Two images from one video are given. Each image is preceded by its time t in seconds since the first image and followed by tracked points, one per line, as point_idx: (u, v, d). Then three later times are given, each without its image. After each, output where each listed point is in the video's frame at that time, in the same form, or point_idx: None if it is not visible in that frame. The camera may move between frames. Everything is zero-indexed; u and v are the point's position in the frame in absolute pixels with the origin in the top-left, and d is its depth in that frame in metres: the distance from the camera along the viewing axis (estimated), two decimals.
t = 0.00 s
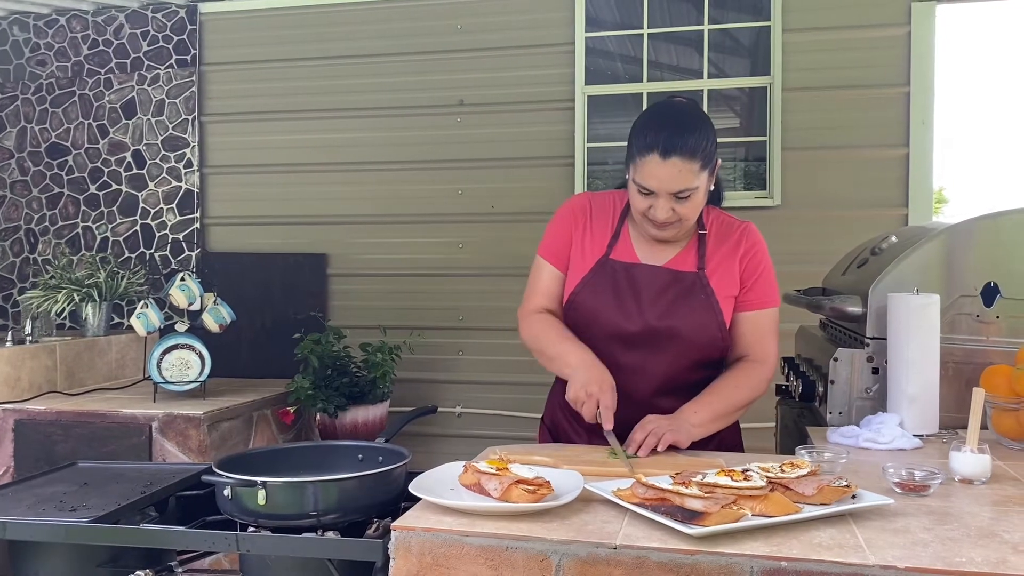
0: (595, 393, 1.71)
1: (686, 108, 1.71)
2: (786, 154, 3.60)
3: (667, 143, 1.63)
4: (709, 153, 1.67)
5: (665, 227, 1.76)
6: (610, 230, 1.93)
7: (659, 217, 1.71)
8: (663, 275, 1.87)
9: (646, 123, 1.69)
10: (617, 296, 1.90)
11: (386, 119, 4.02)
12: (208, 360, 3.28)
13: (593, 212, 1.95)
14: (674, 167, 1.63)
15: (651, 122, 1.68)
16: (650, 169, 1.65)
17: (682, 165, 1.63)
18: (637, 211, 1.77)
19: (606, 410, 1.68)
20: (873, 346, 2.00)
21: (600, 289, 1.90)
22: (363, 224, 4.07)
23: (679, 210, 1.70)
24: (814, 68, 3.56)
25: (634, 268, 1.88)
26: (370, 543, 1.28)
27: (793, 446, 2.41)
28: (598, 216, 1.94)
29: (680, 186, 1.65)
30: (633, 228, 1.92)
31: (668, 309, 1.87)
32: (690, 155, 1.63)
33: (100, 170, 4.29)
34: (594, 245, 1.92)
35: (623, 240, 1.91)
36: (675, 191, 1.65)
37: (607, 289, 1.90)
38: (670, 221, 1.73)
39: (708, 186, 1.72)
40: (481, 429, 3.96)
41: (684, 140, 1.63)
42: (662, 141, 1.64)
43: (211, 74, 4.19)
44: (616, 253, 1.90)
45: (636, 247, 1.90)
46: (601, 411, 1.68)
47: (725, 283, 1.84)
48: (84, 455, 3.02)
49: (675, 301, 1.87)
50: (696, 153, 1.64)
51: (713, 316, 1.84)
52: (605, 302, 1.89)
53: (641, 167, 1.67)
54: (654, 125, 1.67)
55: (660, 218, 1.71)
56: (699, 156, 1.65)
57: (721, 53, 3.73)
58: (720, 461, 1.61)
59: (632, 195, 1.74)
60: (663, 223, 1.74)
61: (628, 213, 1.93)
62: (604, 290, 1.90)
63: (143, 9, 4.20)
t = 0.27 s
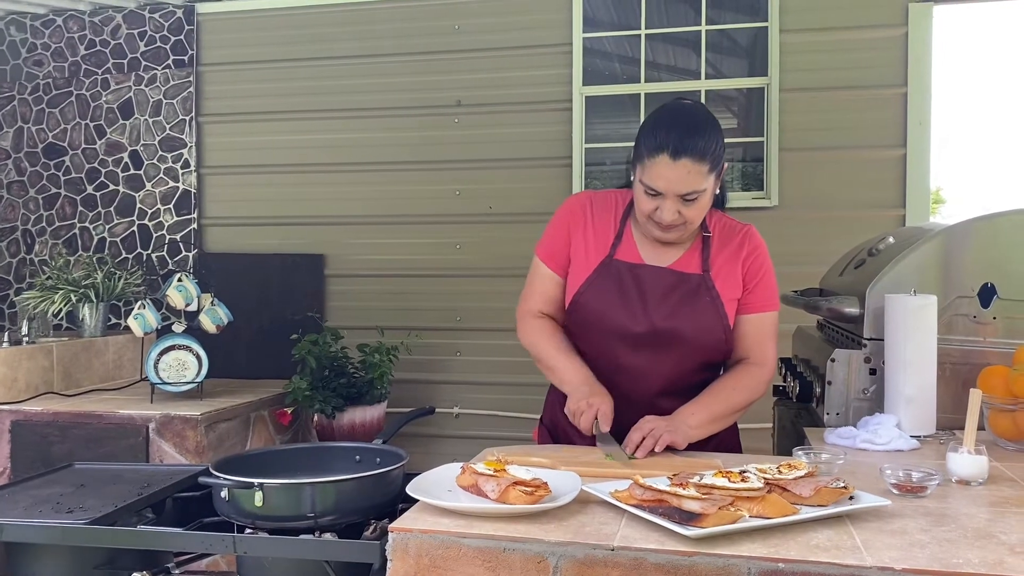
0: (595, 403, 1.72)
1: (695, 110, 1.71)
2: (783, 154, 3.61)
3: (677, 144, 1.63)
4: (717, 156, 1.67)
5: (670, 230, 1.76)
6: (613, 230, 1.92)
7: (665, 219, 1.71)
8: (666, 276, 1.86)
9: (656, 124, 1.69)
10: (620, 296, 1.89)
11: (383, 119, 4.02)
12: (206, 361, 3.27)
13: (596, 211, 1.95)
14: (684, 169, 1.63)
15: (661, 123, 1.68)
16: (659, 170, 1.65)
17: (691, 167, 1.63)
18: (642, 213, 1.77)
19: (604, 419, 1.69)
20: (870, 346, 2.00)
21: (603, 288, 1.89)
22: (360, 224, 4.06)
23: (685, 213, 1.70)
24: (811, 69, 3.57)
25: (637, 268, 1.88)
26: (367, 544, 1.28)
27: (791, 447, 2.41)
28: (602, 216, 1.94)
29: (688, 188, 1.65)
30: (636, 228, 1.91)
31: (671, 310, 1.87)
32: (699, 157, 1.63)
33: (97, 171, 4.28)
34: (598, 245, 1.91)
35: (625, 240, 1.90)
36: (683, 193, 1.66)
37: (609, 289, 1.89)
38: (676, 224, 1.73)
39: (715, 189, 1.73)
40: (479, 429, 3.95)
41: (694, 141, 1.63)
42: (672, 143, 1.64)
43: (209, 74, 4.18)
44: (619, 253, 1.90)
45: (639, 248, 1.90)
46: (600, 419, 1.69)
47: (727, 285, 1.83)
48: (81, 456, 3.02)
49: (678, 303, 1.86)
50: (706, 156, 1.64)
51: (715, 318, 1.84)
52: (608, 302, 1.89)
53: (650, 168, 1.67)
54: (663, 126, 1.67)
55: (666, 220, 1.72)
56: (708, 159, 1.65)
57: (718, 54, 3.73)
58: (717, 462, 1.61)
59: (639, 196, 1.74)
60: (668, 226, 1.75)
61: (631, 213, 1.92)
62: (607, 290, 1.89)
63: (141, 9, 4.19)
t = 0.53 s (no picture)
0: (593, 394, 1.72)
1: (697, 114, 1.71)
2: (779, 157, 3.62)
3: (678, 150, 1.64)
4: (718, 161, 1.68)
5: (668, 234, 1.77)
6: (611, 233, 1.93)
7: (664, 223, 1.72)
8: (664, 279, 1.87)
9: (657, 128, 1.69)
10: (618, 298, 1.90)
11: (381, 121, 4.03)
12: (204, 363, 3.27)
13: (595, 214, 1.95)
14: (684, 174, 1.64)
15: (663, 127, 1.68)
16: (660, 174, 1.66)
17: (692, 172, 1.64)
18: (641, 216, 1.78)
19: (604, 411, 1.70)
20: (865, 349, 2.01)
21: (601, 291, 1.90)
22: (357, 226, 4.07)
23: (684, 217, 1.71)
24: (807, 72, 3.58)
25: (635, 271, 1.88)
26: (365, 547, 1.28)
27: (787, 449, 2.41)
28: (600, 218, 1.95)
29: (688, 193, 1.66)
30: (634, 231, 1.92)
31: (669, 314, 1.87)
32: (700, 162, 1.65)
33: (94, 173, 4.28)
34: (596, 247, 1.92)
35: (624, 242, 1.91)
36: (683, 198, 1.67)
37: (607, 292, 1.90)
38: (674, 228, 1.74)
39: (714, 194, 1.74)
40: (476, 431, 3.96)
41: (696, 147, 1.64)
42: (673, 148, 1.64)
43: (206, 77, 4.19)
44: (618, 256, 1.90)
45: (637, 251, 1.90)
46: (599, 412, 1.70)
47: (725, 289, 1.84)
48: (79, 458, 3.02)
49: (675, 306, 1.87)
50: (706, 161, 1.65)
51: (713, 322, 1.84)
52: (606, 304, 1.89)
53: (650, 172, 1.68)
54: (665, 130, 1.67)
55: (665, 225, 1.72)
56: (708, 164, 1.66)
57: (715, 56, 3.74)
58: (713, 464, 1.62)
59: (638, 200, 1.75)
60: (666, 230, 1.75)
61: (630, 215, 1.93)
62: (605, 292, 1.90)
63: (137, 11, 4.19)
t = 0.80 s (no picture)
0: (592, 393, 1.72)
1: (693, 119, 1.72)
2: (776, 158, 3.63)
3: (674, 155, 1.64)
4: (712, 166, 1.69)
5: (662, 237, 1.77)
6: (608, 236, 1.93)
7: (659, 228, 1.72)
8: (661, 282, 1.87)
9: (653, 132, 1.70)
10: (616, 301, 1.90)
11: (378, 123, 4.03)
12: (201, 365, 3.27)
13: (592, 216, 1.96)
14: (680, 179, 1.65)
15: (659, 132, 1.69)
16: (656, 179, 1.66)
17: (688, 177, 1.65)
18: (635, 220, 1.78)
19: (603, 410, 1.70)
20: (862, 350, 2.01)
21: (598, 293, 1.90)
22: (355, 228, 4.07)
23: (678, 222, 1.71)
24: (803, 73, 3.59)
25: (632, 274, 1.89)
26: (363, 550, 1.28)
27: (784, 450, 2.42)
28: (597, 221, 1.95)
29: (683, 198, 1.66)
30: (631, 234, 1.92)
31: (665, 317, 1.88)
32: (695, 168, 1.65)
33: (91, 175, 4.28)
34: (593, 249, 1.92)
35: (620, 245, 1.91)
36: (678, 202, 1.67)
37: (604, 295, 1.90)
38: (668, 232, 1.74)
39: (708, 199, 1.74)
40: (474, 433, 3.96)
41: (691, 153, 1.65)
42: (669, 153, 1.65)
43: (203, 79, 4.19)
44: (614, 259, 1.91)
45: (634, 254, 1.91)
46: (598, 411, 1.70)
47: (720, 293, 1.84)
48: (76, 461, 3.02)
49: (672, 309, 1.87)
50: (701, 166, 1.66)
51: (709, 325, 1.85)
52: (603, 307, 1.90)
53: (646, 177, 1.68)
54: (661, 135, 1.67)
55: (659, 229, 1.73)
56: (703, 169, 1.66)
57: (712, 57, 3.74)
58: (711, 465, 1.62)
59: (633, 204, 1.75)
60: (661, 234, 1.76)
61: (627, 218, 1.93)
62: (601, 294, 1.90)
63: (135, 13, 4.19)
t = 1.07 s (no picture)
0: (588, 408, 1.73)
1: (695, 121, 1.72)
2: (774, 158, 3.63)
3: (676, 157, 1.64)
4: (714, 169, 1.69)
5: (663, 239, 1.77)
6: (608, 237, 1.93)
7: (660, 230, 1.72)
8: (661, 285, 1.87)
9: (655, 134, 1.69)
10: (615, 303, 1.90)
11: (376, 124, 4.02)
12: (198, 367, 3.26)
13: (592, 219, 1.95)
14: (681, 181, 1.65)
15: (661, 133, 1.68)
16: (657, 181, 1.66)
17: (689, 180, 1.65)
18: (637, 222, 1.78)
19: (600, 424, 1.71)
20: (860, 350, 2.01)
21: (599, 295, 1.90)
22: (353, 229, 4.07)
23: (679, 224, 1.71)
24: (801, 73, 3.59)
25: (632, 277, 1.88)
26: (359, 551, 1.28)
27: (782, 450, 2.42)
28: (598, 223, 1.94)
29: (684, 200, 1.66)
30: (631, 235, 1.92)
31: (664, 320, 1.88)
32: (697, 171, 1.65)
33: (88, 177, 4.28)
34: (593, 252, 1.91)
35: (620, 247, 1.91)
36: (679, 204, 1.67)
37: (604, 297, 1.90)
38: (669, 234, 1.74)
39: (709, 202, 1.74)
40: (472, 434, 3.95)
41: (694, 155, 1.65)
42: (671, 155, 1.65)
43: (200, 80, 4.18)
44: (614, 261, 1.90)
45: (633, 256, 1.90)
46: (594, 424, 1.71)
47: (720, 295, 1.84)
48: (73, 462, 3.01)
49: (672, 311, 1.87)
50: (703, 169, 1.66)
51: (709, 328, 1.85)
52: (602, 309, 1.90)
53: (648, 178, 1.68)
54: (662, 137, 1.67)
55: (660, 231, 1.72)
56: (705, 172, 1.66)
57: (709, 58, 3.74)
58: (708, 465, 1.62)
59: (635, 206, 1.75)
60: (662, 236, 1.75)
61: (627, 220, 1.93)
62: (602, 297, 1.90)
63: (131, 15, 4.19)
